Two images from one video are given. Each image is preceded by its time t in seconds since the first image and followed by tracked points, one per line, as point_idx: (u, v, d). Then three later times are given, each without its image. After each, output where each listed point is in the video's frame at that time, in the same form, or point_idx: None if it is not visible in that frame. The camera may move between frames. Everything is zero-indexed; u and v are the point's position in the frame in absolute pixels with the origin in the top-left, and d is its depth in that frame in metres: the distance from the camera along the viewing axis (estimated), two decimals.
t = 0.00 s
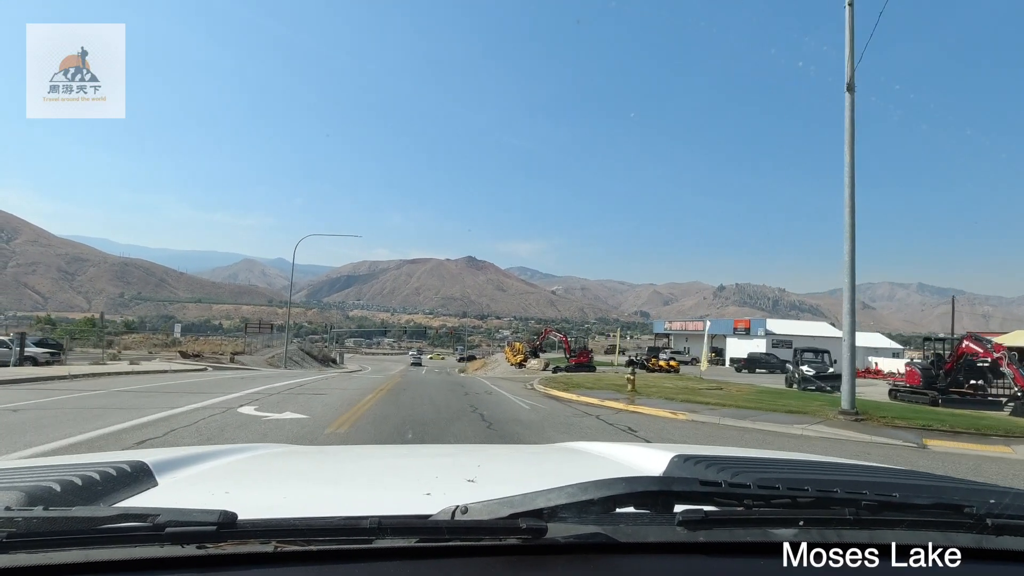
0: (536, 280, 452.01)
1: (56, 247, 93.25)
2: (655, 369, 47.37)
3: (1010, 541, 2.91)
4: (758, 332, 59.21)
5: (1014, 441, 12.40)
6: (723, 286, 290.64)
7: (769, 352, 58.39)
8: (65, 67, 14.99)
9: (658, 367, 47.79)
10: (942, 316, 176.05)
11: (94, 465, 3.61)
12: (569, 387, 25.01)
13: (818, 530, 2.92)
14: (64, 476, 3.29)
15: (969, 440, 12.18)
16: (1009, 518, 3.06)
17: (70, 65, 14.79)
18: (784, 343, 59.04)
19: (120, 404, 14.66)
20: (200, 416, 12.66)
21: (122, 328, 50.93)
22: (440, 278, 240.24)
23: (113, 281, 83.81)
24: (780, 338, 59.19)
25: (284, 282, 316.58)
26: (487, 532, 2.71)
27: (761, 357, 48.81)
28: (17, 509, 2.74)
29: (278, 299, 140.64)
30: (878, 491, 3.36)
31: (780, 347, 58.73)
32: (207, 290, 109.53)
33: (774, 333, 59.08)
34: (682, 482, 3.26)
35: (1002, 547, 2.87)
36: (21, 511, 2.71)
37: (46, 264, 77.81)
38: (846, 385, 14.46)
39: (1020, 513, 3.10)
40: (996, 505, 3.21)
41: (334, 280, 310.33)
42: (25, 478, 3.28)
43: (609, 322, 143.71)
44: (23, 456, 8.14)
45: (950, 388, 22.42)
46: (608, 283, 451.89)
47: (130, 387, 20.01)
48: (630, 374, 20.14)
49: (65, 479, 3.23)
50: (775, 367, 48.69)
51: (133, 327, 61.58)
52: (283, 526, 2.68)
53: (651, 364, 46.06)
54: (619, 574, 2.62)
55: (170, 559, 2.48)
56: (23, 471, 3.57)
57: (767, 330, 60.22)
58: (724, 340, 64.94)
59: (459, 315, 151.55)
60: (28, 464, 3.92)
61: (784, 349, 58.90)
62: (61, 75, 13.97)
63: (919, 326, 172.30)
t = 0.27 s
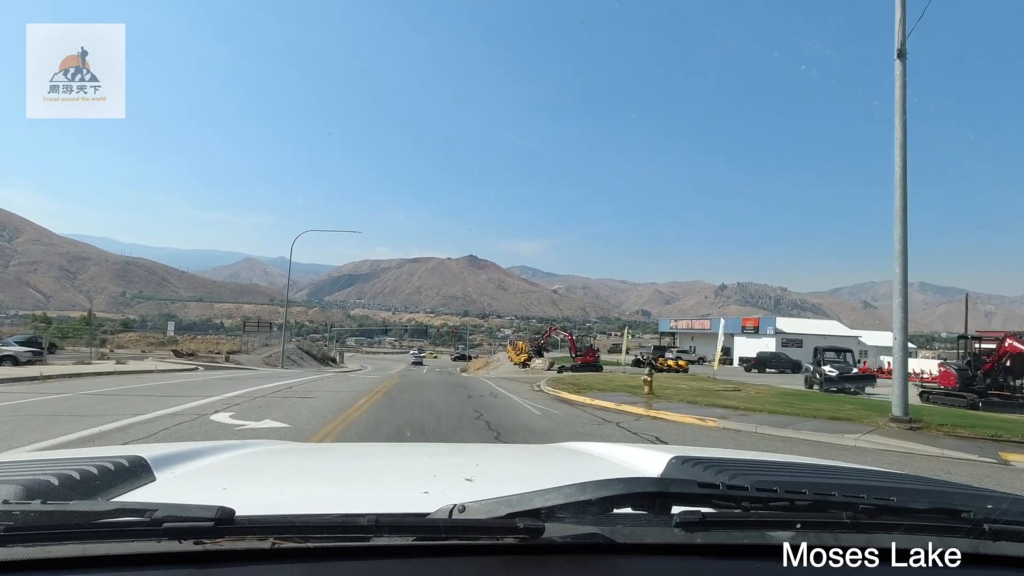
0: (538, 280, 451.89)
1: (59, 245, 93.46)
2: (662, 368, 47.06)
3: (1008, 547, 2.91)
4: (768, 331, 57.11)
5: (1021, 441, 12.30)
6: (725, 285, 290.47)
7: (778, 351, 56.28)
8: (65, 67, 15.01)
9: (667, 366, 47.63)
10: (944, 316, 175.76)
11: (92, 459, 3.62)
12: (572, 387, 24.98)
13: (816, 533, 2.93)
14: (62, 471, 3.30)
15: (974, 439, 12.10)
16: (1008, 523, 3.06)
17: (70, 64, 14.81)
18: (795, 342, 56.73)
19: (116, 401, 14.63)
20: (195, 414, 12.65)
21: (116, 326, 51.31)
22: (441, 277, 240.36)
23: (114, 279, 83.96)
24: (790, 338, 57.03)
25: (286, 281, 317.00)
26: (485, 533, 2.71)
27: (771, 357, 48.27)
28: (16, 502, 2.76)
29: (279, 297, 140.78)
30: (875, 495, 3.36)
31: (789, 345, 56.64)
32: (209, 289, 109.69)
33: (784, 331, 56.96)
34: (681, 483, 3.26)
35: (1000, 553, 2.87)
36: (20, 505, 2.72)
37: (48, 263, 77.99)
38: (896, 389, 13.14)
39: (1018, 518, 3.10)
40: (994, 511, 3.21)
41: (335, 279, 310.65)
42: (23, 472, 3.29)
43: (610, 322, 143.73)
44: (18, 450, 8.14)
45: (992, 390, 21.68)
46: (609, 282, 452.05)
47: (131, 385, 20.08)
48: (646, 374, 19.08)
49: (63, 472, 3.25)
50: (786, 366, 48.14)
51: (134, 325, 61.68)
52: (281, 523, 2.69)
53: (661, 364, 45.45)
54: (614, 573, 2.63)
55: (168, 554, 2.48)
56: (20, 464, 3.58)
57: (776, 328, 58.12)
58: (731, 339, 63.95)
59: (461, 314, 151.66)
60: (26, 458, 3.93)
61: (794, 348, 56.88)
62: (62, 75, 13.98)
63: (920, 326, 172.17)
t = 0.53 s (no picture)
0: (538, 279, 451.85)
1: (60, 245, 93.56)
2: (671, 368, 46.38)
3: (1009, 543, 2.91)
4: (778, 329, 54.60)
5: None
6: (726, 284, 290.11)
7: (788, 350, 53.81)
8: (65, 67, 15.01)
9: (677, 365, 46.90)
10: (946, 315, 175.30)
11: (94, 461, 3.62)
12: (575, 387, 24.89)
13: (819, 530, 2.92)
14: (64, 473, 3.30)
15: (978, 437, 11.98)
16: (1010, 519, 3.05)
17: (70, 65, 14.81)
18: (805, 342, 54.09)
19: (114, 403, 14.67)
20: (192, 417, 12.69)
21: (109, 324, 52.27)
22: (443, 276, 240.37)
23: (116, 279, 84.03)
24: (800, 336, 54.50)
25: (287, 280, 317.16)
26: (487, 531, 2.70)
27: (781, 357, 47.30)
28: (18, 504, 2.75)
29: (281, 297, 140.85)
30: (877, 492, 3.35)
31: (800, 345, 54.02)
32: (210, 288, 109.76)
33: (794, 330, 54.48)
34: (682, 481, 3.26)
35: (1003, 550, 2.86)
36: (22, 507, 2.72)
37: (49, 263, 78.09)
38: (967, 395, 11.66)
39: (1020, 515, 3.09)
40: (996, 508, 3.19)
41: (336, 278, 310.79)
42: (25, 474, 3.29)
43: (611, 321, 143.52)
44: (16, 452, 8.19)
45: None
46: (610, 282, 451.98)
47: (132, 386, 20.13)
48: (666, 377, 17.60)
49: (66, 474, 3.25)
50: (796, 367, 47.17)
51: (135, 325, 61.75)
52: (283, 523, 2.68)
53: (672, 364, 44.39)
54: (616, 572, 2.62)
55: (169, 555, 2.48)
56: (22, 466, 3.59)
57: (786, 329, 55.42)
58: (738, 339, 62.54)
59: (462, 314, 151.57)
60: (26, 460, 3.92)
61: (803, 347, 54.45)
62: (61, 74, 13.97)
63: (922, 325, 171.75)
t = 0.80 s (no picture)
0: (539, 280, 451.77)
1: (61, 245, 93.73)
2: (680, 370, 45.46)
3: (1007, 539, 2.92)
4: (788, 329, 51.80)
5: None
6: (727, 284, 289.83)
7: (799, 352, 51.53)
8: (66, 66, 15.04)
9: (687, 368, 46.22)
10: (948, 315, 174.79)
11: (95, 457, 3.63)
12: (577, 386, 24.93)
13: (817, 526, 2.93)
14: (64, 468, 3.30)
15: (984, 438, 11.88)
16: (1008, 515, 3.06)
17: (70, 64, 14.84)
18: (817, 342, 51.35)
19: (119, 399, 14.81)
20: (199, 413, 12.84)
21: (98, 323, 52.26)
22: (443, 276, 240.32)
23: (116, 279, 84.08)
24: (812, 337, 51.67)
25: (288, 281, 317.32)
26: (486, 527, 2.70)
27: (792, 359, 46.32)
28: (19, 500, 2.77)
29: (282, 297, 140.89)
30: (876, 488, 3.36)
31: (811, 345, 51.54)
32: (210, 288, 109.77)
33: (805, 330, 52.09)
34: (682, 477, 3.26)
35: (1002, 545, 2.87)
36: (23, 503, 2.72)
37: (50, 264, 78.16)
38: None
39: (1019, 511, 3.09)
40: (995, 504, 3.19)
41: (337, 279, 310.90)
42: (25, 470, 3.31)
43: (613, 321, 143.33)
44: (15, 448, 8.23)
45: None
46: (611, 282, 451.88)
47: (133, 386, 20.16)
48: (689, 382, 15.86)
49: (67, 470, 3.26)
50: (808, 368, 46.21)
51: (136, 326, 61.80)
52: (283, 517, 2.69)
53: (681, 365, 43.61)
54: (616, 567, 2.62)
55: (168, 550, 2.49)
56: (23, 461, 3.60)
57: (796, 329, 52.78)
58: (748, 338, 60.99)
59: (463, 314, 151.52)
60: (26, 456, 3.94)
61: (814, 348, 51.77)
62: (62, 74, 13.99)
63: (923, 325, 171.36)
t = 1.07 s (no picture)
0: (540, 281, 451.85)
1: (62, 247, 93.87)
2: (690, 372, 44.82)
3: (1007, 542, 2.92)
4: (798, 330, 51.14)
5: None
6: (728, 285, 289.78)
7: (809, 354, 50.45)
8: (65, 67, 15.06)
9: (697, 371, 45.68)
10: (949, 317, 174.64)
11: (94, 453, 3.64)
12: (581, 388, 25.08)
13: (815, 527, 2.93)
14: (64, 464, 3.31)
15: (989, 441, 11.82)
16: (1008, 518, 3.06)
17: (69, 64, 14.86)
18: (828, 344, 50.61)
19: (119, 403, 14.88)
20: (204, 415, 13.14)
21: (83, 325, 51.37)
22: (444, 278, 240.31)
23: (118, 281, 84.12)
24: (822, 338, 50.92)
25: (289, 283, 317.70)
26: (485, 526, 2.71)
27: (804, 361, 45.92)
28: (18, 495, 2.78)
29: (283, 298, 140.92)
30: (874, 490, 3.36)
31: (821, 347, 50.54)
32: (211, 290, 109.79)
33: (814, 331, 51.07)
34: (680, 477, 3.27)
35: (1000, 548, 2.87)
36: (23, 498, 2.74)
37: (51, 265, 78.21)
38: None
39: (1019, 514, 3.09)
40: (993, 507, 3.20)
41: (338, 280, 310.99)
42: (26, 465, 3.33)
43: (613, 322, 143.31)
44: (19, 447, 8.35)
45: None
46: (612, 282, 451.97)
47: (133, 388, 20.20)
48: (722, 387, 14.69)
49: (67, 465, 3.28)
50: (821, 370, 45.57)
51: (136, 327, 61.77)
52: (282, 515, 2.70)
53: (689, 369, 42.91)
54: (614, 568, 2.63)
55: (168, 548, 2.51)
56: (24, 457, 3.61)
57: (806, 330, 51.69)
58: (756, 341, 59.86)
59: (464, 315, 151.50)
60: (27, 451, 3.96)
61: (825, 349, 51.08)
62: (62, 75, 13.99)
63: (924, 326, 171.16)
